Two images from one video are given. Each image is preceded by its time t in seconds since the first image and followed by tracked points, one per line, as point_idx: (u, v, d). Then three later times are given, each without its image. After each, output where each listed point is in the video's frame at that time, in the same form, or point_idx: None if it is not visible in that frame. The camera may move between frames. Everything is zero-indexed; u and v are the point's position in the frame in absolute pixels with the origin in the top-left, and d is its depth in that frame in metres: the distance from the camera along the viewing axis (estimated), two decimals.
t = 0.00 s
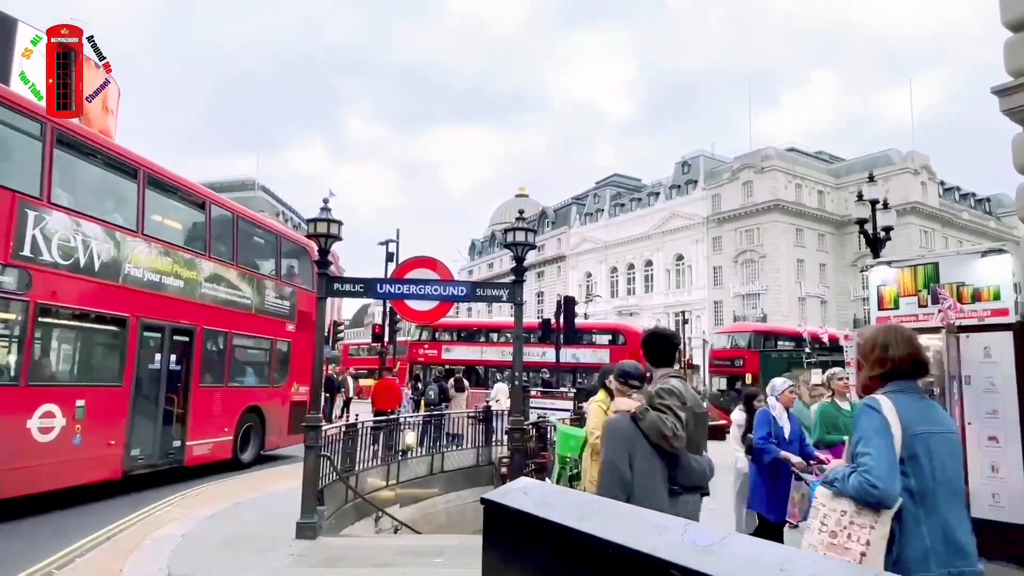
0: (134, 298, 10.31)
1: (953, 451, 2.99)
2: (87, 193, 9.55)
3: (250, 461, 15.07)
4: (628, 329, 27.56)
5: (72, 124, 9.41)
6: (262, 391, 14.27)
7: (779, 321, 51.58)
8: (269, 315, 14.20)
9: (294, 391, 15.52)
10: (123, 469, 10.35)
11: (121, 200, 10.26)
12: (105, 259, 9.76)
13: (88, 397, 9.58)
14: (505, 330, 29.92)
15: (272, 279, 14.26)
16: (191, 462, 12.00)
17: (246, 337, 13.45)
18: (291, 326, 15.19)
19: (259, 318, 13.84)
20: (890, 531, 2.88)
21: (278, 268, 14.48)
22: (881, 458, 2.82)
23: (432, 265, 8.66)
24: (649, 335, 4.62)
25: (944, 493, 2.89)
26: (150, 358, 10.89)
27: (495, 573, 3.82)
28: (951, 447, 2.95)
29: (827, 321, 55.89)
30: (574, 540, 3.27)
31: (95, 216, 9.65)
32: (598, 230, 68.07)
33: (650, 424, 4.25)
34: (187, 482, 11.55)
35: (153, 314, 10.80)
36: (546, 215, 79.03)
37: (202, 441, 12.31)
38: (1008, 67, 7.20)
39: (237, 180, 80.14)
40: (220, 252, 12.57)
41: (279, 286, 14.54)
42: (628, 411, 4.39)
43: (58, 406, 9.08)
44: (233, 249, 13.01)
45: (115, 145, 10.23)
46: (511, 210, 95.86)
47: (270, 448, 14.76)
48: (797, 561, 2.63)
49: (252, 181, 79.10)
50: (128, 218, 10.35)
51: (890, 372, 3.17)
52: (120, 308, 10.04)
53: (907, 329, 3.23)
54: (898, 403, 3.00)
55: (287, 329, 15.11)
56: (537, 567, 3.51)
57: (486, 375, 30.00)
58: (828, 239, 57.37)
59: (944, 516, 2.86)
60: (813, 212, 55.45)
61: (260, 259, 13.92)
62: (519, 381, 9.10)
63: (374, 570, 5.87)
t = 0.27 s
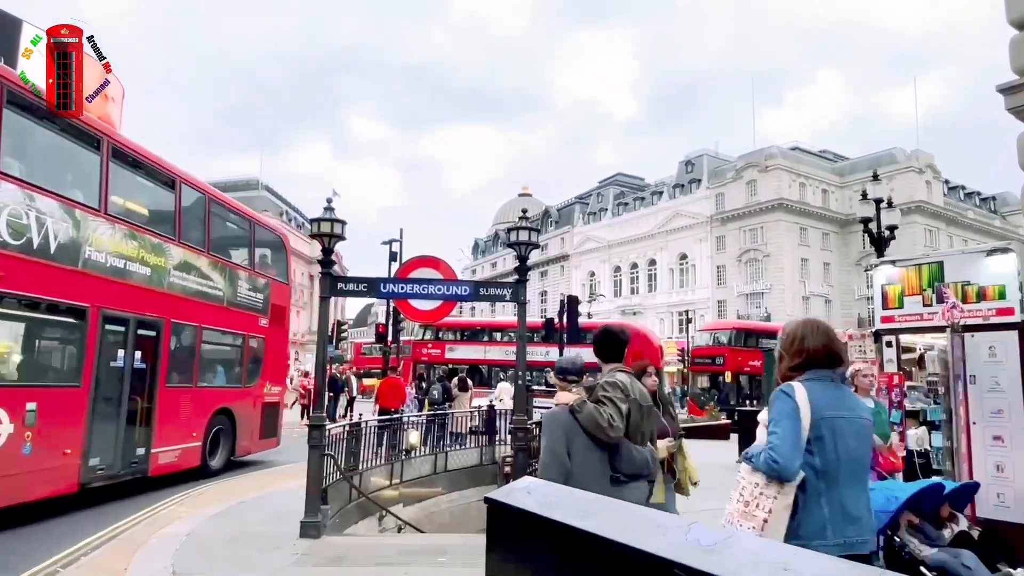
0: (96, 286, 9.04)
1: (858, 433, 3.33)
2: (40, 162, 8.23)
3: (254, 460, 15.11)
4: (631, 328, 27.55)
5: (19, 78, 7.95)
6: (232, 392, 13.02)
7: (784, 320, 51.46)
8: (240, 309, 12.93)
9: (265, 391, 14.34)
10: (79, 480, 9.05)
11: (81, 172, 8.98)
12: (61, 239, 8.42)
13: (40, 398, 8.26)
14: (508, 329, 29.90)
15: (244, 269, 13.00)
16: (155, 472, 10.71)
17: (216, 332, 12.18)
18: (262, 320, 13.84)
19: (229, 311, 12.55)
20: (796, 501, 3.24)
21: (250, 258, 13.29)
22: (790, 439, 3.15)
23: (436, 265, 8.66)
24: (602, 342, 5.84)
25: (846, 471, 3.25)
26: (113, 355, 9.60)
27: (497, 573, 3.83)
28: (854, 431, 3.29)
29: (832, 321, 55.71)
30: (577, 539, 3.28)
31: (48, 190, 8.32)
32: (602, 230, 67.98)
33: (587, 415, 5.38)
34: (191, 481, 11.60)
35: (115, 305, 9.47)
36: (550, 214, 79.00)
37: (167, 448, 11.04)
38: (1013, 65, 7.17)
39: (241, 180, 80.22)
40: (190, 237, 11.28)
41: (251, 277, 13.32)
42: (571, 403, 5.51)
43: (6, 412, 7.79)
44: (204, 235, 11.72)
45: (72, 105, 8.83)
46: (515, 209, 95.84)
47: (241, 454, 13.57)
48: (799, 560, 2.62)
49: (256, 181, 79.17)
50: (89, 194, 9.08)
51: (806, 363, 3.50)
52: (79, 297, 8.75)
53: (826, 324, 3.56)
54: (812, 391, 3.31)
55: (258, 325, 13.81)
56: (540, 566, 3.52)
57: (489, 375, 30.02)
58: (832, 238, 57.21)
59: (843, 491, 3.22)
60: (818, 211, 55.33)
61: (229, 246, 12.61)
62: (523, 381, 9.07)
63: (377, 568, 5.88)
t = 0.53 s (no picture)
0: (46, 270, 7.75)
1: (797, 425, 3.66)
2: None
3: (257, 459, 15.15)
4: (635, 327, 27.53)
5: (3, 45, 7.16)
6: (198, 392, 11.59)
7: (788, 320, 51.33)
8: (211, 302, 11.59)
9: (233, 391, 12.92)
10: (26, 498, 7.70)
11: (30, 137, 7.69)
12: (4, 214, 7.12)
13: None
14: (512, 328, 29.89)
15: (214, 257, 11.64)
16: (114, 485, 9.37)
17: (185, 328, 10.81)
18: (233, 314, 12.48)
19: (199, 303, 11.20)
20: (736, 487, 3.57)
21: (222, 245, 11.94)
22: (722, 427, 3.56)
23: (439, 265, 8.66)
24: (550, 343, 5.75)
25: (779, 455, 3.60)
26: (65, 351, 8.27)
27: (500, 572, 3.84)
28: (791, 423, 3.64)
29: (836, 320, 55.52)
30: (580, 537, 3.28)
31: None
32: (605, 229, 67.92)
33: (537, 415, 5.34)
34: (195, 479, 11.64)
35: (67, 293, 8.14)
36: (553, 213, 79.01)
37: (127, 457, 9.67)
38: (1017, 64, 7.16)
39: (245, 180, 80.37)
40: (156, 219, 9.94)
41: (223, 265, 11.96)
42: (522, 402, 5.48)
43: None
44: (172, 216, 10.38)
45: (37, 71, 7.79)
46: (518, 208, 95.84)
47: (207, 462, 12.15)
48: (803, 560, 2.61)
49: (260, 181, 79.31)
50: (42, 163, 7.82)
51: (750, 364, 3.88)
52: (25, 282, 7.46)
53: (768, 329, 3.94)
54: (748, 388, 3.69)
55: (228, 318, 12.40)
56: (543, 565, 3.52)
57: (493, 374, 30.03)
58: (836, 237, 57.05)
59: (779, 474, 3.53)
60: (822, 210, 55.21)
61: (202, 233, 11.33)
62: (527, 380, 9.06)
63: (380, 567, 5.89)
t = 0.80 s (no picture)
0: None
1: (746, 420, 4.03)
2: None
3: (262, 459, 15.18)
4: (638, 326, 27.54)
5: None
6: (162, 393, 10.14)
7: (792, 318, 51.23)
8: (174, 290, 10.14)
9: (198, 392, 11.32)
10: None
11: None
12: None
13: None
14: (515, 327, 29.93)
15: (179, 240, 10.28)
16: (61, 503, 7.83)
17: (146, 319, 9.40)
18: (198, 304, 11.05)
19: (163, 291, 9.84)
20: (691, 477, 3.92)
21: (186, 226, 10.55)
22: (678, 422, 3.91)
23: (444, 264, 8.62)
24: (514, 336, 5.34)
25: (730, 449, 3.95)
26: (2, 345, 6.87)
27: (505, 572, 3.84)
28: (742, 419, 4.01)
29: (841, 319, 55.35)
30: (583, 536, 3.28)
31: None
32: (609, 228, 67.87)
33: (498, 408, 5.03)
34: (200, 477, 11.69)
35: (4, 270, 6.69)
36: (557, 212, 79.02)
37: (79, 469, 8.15)
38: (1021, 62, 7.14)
39: (249, 180, 80.48)
40: (113, 192, 8.58)
41: (187, 249, 10.56)
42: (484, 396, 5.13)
43: None
44: (131, 188, 9.07)
45: None
46: (522, 207, 95.88)
47: (170, 471, 10.56)
48: (806, 559, 2.61)
49: (264, 180, 79.42)
50: None
51: (707, 366, 4.22)
52: None
53: (725, 334, 4.28)
54: (704, 386, 4.06)
55: (192, 309, 10.89)
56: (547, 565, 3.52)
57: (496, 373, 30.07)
58: (841, 236, 56.90)
59: (728, 464, 3.90)
60: (826, 208, 55.12)
61: (165, 211, 10.01)
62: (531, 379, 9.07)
63: (384, 565, 5.91)
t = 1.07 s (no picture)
0: None
1: (711, 410, 4.43)
2: None
3: (265, 458, 15.21)
4: (641, 326, 27.56)
5: None
6: (115, 393, 8.78)
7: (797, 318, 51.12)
8: (130, 273, 8.92)
9: (159, 392, 9.98)
10: None
11: None
12: None
13: None
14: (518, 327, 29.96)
15: (138, 216, 9.10)
16: None
17: (97, 306, 8.18)
18: (160, 292, 9.85)
19: (120, 276, 8.64)
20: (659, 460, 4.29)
21: (145, 202, 9.39)
22: (649, 411, 4.26)
23: (447, 263, 8.63)
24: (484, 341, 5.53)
25: (695, 437, 4.36)
26: None
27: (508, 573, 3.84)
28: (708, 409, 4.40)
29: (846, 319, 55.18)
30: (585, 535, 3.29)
31: None
32: (612, 227, 67.81)
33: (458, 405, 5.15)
34: (204, 477, 11.71)
35: None
36: (561, 211, 79.02)
37: (9, 489, 6.79)
38: None
39: (253, 179, 80.60)
40: (57, 153, 7.43)
41: (147, 228, 9.38)
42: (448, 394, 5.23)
43: None
44: (81, 153, 7.91)
45: None
46: (525, 206, 95.89)
47: (125, 485, 9.10)
48: (810, 559, 2.60)
49: (268, 180, 79.54)
50: None
51: (674, 360, 4.60)
52: None
53: (690, 330, 4.66)
54: (674, 377, 4.42)
55: (153, 296, 9.67)
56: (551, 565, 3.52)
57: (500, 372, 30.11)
58: (846, 235, 56.73)
59: (693, 450, 4.31)
60: (831, 207, 55.00)
61: (121, 185, 8.83)
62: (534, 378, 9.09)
63: (388, 564, 5.92)
